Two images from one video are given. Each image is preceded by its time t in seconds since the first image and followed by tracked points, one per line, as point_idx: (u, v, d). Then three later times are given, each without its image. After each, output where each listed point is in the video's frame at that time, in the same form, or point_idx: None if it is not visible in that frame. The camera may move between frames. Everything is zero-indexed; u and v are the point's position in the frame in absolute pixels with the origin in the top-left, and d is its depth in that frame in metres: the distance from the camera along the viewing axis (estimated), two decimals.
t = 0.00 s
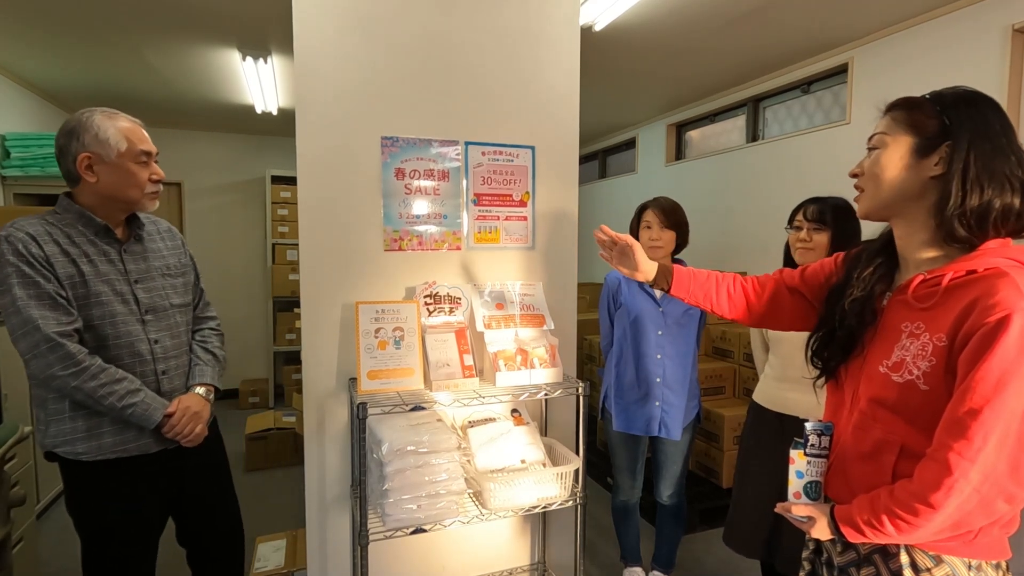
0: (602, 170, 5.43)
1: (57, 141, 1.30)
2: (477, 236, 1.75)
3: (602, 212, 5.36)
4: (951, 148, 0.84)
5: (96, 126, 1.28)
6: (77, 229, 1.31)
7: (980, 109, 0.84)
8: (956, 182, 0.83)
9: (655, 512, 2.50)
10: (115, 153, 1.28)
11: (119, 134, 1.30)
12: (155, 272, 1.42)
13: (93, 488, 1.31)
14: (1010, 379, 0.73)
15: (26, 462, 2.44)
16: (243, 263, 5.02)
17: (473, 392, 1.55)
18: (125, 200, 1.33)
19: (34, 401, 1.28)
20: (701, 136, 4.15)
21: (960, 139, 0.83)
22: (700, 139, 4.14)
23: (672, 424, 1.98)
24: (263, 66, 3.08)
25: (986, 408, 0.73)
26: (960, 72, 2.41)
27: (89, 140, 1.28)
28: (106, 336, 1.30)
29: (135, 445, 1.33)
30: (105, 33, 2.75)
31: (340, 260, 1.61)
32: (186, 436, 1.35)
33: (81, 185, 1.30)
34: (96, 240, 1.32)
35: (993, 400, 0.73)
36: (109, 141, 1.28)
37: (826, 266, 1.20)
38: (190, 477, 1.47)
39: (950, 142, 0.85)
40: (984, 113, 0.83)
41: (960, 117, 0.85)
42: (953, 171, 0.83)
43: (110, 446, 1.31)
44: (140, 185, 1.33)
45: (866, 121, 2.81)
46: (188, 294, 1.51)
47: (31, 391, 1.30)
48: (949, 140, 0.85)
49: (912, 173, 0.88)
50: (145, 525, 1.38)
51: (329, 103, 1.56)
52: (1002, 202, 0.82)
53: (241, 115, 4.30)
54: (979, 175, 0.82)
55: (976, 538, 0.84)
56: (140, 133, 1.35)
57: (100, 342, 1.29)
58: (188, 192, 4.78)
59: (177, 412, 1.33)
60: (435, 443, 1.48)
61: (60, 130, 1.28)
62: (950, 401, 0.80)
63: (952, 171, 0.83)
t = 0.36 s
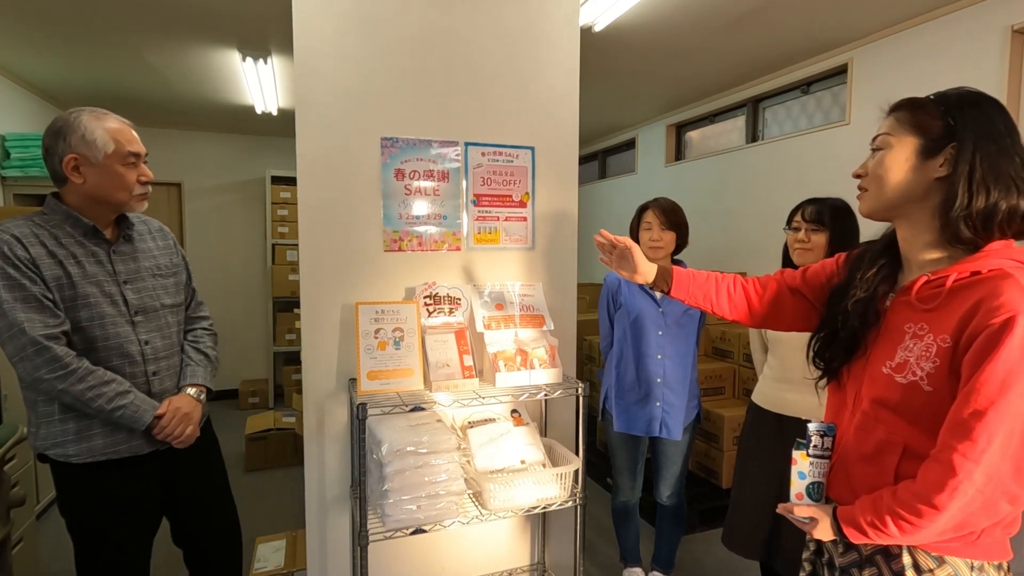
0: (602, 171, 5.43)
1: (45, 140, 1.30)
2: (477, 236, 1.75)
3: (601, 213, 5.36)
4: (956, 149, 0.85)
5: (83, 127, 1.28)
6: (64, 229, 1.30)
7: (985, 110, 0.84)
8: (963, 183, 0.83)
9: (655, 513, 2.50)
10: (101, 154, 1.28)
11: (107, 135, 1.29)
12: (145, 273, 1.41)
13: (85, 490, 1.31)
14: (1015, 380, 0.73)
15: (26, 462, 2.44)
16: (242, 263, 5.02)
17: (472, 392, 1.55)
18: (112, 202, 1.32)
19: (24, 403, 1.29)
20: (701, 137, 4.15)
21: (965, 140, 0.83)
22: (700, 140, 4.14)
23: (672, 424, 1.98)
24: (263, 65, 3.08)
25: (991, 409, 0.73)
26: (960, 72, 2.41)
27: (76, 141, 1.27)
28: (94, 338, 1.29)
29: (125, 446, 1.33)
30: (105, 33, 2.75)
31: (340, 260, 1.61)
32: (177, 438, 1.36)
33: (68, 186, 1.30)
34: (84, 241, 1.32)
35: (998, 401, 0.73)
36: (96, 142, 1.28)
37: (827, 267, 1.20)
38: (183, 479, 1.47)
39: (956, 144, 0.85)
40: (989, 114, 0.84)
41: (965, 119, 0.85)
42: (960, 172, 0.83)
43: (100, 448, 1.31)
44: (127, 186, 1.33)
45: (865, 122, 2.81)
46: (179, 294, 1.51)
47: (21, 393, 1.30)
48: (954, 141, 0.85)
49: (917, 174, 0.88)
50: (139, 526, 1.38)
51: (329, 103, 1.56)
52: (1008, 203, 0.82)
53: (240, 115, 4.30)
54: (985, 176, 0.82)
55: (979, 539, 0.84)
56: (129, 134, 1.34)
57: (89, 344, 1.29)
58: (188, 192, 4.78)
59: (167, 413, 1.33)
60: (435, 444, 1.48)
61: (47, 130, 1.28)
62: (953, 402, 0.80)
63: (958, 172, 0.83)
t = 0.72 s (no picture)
0: (602, 171, 5.43)
1: (32, 140, 1.29)
2: (477, 237, 1.75)
3: (601, 213, 5.36)
4: (958, 150, 0.85)
5: (71, 127, 1.27)
6: (53, 231, 1.30)
7: (987, 111, 0.84)
8: (965, 185, 0.83)
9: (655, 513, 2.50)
10: (90, 154, 1.27)
11: (95, 134, 1.28)
12: (136, 273, 1.41)
13: (80, 492, 1.31)
14: (1019, 382, 0.73)
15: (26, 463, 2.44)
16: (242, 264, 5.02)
17: (472, 393, 1.55)
18: (102, 201, 1.32)
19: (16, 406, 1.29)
20: (700, 137, 4.15)
21: (967, 141, 0.83)
22: (700, 140, 4.14)
23: (671, 424, 1.98)
24: (263, 66, 3.08)
25: (995, 411, 0.73)
26: (960, 73, 2.41)
27: (63, 141, 1.27)
28: (85, 340, 1.29)
29: (117, 448, 1.33)
30: (105, 34, 2.75)
31: (340, 260, 1.60)
32: (170, 440, 1.36)
33: (57, 186, 1.29)
34: (73, 242, 1.32)
35: (1001, 403, 0.73)
36: (84, 142, 1.27)
37: (826, 272, 1.21)
38: (178, 479, 1.47)
39: (958, 144, 0.85)
40: (990, 114, 0.84)
41: (967, 119, 0.85)
42: (963, 173, 0.83)
43: (92, 450, 1.30)
44: (117, 186, 1.32)
45: (865, 122, 2.81)
46: (171, 294, 1.51)
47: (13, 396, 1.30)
48: (956, 142, 0.85)
49: (919, 175, 0.88)
50: (134, 527, 1.38)
51: (329, 103, 1.56)
52: (1011, 204, 0.82)
53: (240, 116, 4.30)
54: (987, 178, 0.82)
55: (981, 541, 0.84)
56: (118, 133, 1.33)
57: (79, 346, 1.29)
58: (188, 193, 4.78)
59: (159, 416, 1.34)
60: (434, 444, 1.47)
61: (34, 130, 1.28)
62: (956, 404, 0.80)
63: (961, 174, 0.83)
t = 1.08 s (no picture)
0: (602, 172, 5.43)
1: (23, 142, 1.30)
2: (477, 238, 1.75)
3: (601, 214, 5.37)
4: (956, 151, 0.85)
5: (49, 125, 1.26)
6: (50, 232, 1.30)
7: (985, 111, 0.84)
8: (962, 185, 0.83)
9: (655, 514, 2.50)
10: (68, 152, 1.26)
11: (74, 131, 1.27)
12: (135, 274, 1.41)
13: (83, 493, 1.31)
14: (1015, 382, 0.73)
15: (26, 463, 2.44)
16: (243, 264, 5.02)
17: (472, 394, 1.55)
18: (87, 200, 1.30)
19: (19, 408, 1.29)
20: (700, 138, 4.15)
21: (966, 141, 0.83)
22: (700, 141, 4.15)
23: (670, 425, 1.98)
24: (263, 67, 3.09)
25: (991, 411, 0.73)
26: (960, 74, 2.42)
27: (43, 140, 1.26)
28: (85, 342, 1.29)
29: (120, 449, 1.33)
30: (106, 35, 2.76)
31: (340, 260, 1.61)
32: (173, 439, 1.36)
33: (47, 187, 1.30)
34: (71, 243, 1.32)
35: (998, 403, 0.73)
36: (62, 139, 1.26)
37: (827, 272, 1.21)
38: (180, 480, 1.47)
39: (956, 145, 0.85)
40: (989, 115, 0.84)
41: (965, 119, 0.85)
42: (960, 174, 0.83)
43: (95, 451, 1.30)
44: (100, 182, 1.30)
45: (865, 123, 2.81)
46: (170, 294, 1.51)
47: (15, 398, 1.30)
48: (954, 142, 0.85)
49: (918, 175, 0.89)
50: (137, 528, 1.38)
51: (330, 104, 1.56)
52: (1006, 205, 0.82)
53: (240, 116, 4.30)
54: (984, 178, 0.82)
55: (981, 541, 0.83)
56: (101, 129, 1.31)
57: (80, 347, 1.29)
58: (188, 194, 4.78)
59: (162, 415, 1.33)
60: (435, 445, 1.47)
61: (20, 133, 1.29)
62: (954, 404, 0.81)
63: (958, 174, 0.83)
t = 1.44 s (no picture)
0: (602, 173, 5.44)
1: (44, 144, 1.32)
2: (477, 238, 1.76)
3: (601, 215, 5.37)
4: (955, 152, 0.85)
5: (65, 131, 1.27)
6: (67, 234, 1.31)
7: (982, 112, 0.85)
8: (962, 187, 0.83)
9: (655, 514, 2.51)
10: (83, 159, 1.27)
11: (89, 138, 1.27)
12: (149, 274, 1.42)
13: (93, 491, 1.32)
14: (1014, 383, 0.73)
15: (26, 464, 2.44)
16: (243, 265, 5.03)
17: (473, 394, 1.56)
18: (98, 207, 1.31)
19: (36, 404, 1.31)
20: (700, 139, 4.15)
21: (964, 143, 0.84)
22: (700, 142, 4.15)
23: (670, 425, 1.98)
24: (264, 68, 3.09)
25: (991, 412, 0.74)
26: (960, 76, 2.42)
27: (60, 146, 1.27)
28: (97, 341, 1.30)
29: (130, 447, 1.33)
30: (107, 36, 2.77)
31: (341, 261, 1.61)
32: (182, 439, 1.35)
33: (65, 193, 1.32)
34: (86, 244, 1.33)
35: (997, 404, 0.74)
36: (77, 146, 1.26)
37: (826, 277, 1.21)
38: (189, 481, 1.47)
39: (955, 146, 0.85)
40: (987, 115, 0.84)
41: (963, 120, 0.85)
42: (959, 175, 0.84)
43: (106, 449, 1.31)
44: (111, 190, 1.30)
45: (865, 123, 2.82)
46: (184, 294, 1.52)
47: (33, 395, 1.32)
48: (953, 143, 0.86)
49: (918, 176, 0.89)
50: (145, 526, 1.39)
51: (330, 106, 1.57)
52: (1007, 206, 0.83)
53: (241, 117, 4.31)
54: (984, 180, 0.82)
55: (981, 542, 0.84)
56: (116, 135, 1.31)
57: (92, 346, 1.30)
58: (189, 194, 4.79)
59: (171, 414, 1.33)
60: (435, 445, 1.48)
61: (42, 137, 1.30)
62: (953, 405, 0.81)
63: (957, 176, 0.84)
